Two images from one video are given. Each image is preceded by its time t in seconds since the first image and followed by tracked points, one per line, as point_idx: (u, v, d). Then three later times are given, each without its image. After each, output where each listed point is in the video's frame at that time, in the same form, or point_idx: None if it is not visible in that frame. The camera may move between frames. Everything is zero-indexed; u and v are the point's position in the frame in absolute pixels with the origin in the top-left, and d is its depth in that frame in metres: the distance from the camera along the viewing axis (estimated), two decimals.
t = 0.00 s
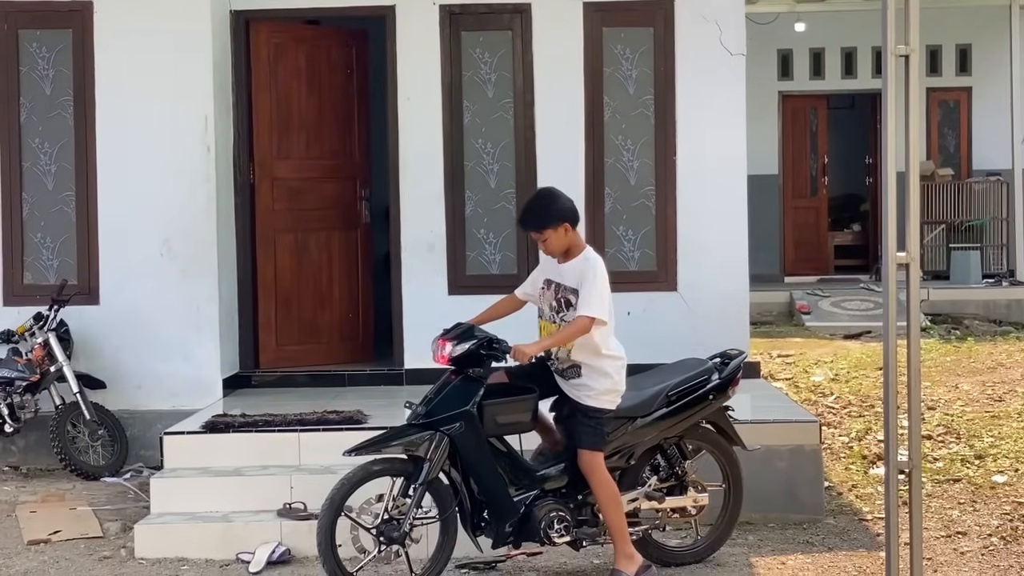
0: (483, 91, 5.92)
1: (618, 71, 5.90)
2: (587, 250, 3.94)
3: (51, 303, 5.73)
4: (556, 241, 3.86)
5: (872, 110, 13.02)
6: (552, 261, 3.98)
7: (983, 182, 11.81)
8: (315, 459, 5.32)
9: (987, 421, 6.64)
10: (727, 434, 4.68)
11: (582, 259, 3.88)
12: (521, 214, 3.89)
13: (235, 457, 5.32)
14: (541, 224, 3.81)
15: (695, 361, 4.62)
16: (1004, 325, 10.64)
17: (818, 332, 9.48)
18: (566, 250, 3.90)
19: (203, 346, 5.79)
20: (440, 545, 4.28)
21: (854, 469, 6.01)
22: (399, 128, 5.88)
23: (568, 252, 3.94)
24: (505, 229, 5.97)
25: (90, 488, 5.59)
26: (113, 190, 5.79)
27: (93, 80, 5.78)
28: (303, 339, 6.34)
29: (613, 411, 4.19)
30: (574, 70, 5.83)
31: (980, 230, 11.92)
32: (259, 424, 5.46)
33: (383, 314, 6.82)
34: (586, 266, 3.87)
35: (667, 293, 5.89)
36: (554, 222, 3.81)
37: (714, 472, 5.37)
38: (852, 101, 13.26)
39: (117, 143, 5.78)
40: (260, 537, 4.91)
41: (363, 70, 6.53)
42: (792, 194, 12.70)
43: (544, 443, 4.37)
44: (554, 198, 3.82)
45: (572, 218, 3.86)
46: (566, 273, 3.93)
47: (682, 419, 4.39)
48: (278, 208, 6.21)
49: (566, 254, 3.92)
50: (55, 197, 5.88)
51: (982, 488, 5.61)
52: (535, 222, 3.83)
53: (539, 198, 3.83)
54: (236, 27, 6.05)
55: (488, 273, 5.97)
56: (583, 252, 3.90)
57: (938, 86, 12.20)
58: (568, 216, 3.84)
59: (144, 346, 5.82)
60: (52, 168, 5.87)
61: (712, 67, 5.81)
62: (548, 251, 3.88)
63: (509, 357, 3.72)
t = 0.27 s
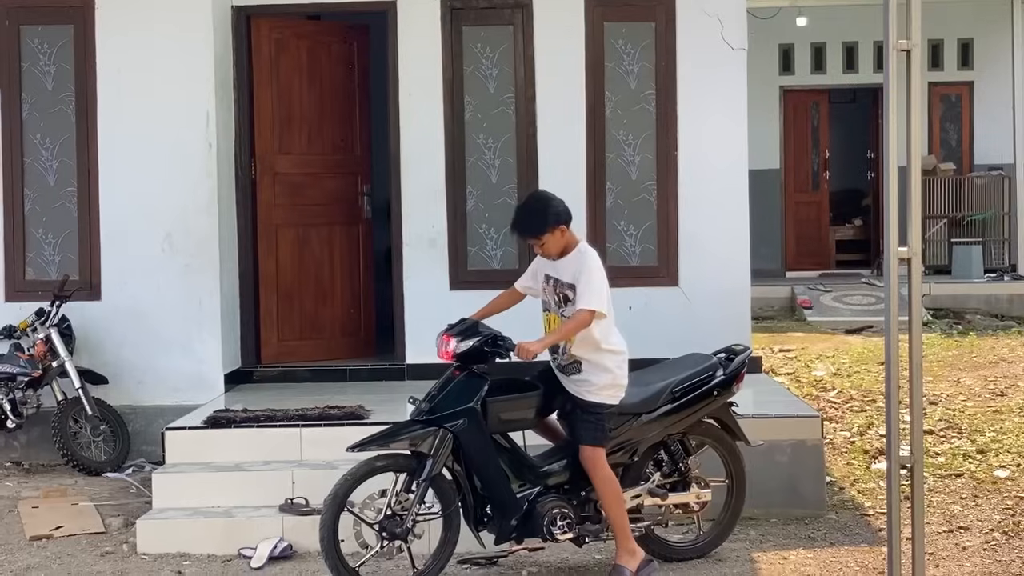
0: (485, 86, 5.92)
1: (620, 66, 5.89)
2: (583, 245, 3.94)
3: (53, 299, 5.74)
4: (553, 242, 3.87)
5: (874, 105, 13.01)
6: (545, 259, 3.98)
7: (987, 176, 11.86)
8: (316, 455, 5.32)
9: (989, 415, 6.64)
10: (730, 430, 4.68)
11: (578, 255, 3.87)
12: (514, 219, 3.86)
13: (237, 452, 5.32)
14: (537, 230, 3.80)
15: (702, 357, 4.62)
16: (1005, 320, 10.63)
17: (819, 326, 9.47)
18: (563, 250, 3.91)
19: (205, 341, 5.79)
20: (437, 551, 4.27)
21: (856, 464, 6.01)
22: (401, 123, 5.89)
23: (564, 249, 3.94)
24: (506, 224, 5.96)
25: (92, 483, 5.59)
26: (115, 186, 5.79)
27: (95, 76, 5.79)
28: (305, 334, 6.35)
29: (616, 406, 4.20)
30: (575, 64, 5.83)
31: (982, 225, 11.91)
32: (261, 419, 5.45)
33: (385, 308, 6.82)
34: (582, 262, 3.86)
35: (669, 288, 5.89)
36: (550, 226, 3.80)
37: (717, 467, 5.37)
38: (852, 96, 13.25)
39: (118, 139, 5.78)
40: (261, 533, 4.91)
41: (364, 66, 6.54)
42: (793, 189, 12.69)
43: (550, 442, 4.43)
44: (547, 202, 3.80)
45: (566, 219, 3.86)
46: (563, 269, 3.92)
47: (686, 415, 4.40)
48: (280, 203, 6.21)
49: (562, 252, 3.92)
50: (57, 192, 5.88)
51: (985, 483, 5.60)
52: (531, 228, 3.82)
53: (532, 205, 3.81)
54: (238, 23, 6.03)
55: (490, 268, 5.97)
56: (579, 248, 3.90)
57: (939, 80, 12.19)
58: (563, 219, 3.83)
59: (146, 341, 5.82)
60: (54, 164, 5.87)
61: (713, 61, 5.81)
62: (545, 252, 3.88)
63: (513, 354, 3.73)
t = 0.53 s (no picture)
0: (487, 89, 6.14)
1: (618, 70, 6.11)
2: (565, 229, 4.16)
3: (72, 295, 5.96)
4: (534, 234, 4.10)
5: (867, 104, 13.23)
6: (529, 251, 4.20)
7: (969, 177, 12.04)
8: (326, 444, 5.54)
9: (974, 406, 6.86)
10: (724, 420, 4.90)
11: (561, 238, 4.10)
12: (494, 219, 4.09)
13: (250, 442, 5.54)
14: (519, 226, 4.02)
15: (696, 348, 4.82)
16: (993, 314, 10.85)
17: (812, 321, 9.69)
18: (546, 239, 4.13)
19: (218, 335, 6.02)
20: (440, 540, 4.49)
21: (845, 453, 6.23)
22: (406, 125, 6.10)
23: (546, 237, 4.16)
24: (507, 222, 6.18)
25: (110, 471, 5.81)
26: (132, 186, 6.01)
27: (112, 80, 6.01)
28: (315, 328, 6.57)
29: (614, 395, 4.41)
30: (574, 68, 6.05)
31: (969, 222, 12.13)
32: (273, 410, 5.67)
33: (391, 303, 7.05)
34: (566, 243, 4.08)
35: (665, 284, 6.11)
36: (530, 220, 4.03)
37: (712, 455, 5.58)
38: (843, 98, 13.47)
39: (135, 140, 6.00)
40: (274, 519, 5.13)
41: (371, 68, 6.77)
42: (783, 188, 12.91)
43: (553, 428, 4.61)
44: (524, 199, 4.03)
45: (542, 211, 4.08)
46: (549, 253, 4.14)
47: (682, 405, 4.62)
48: (290, 202, 6.44)
49: (545, 241, 4.14)
50: (75, 192, 6.10)
51: (969, 471, 5.82)
52: (511, 225, 4.04)
53: (510, 204, 4.03)
54: (250, 28, 6.28)
55: (492, 264, 6.18)
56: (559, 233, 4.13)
57: (925, 84, 12.39)
58: (540, 211, 4.06)
59: (161, 335, 6.05)
60: (72, 164, 6.09)
61: (707, 64, 6.03)
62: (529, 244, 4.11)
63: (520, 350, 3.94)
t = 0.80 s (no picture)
0: (488, 85, 6.16)
1: (618, 66, 6.13)
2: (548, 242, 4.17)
3: (75, 291, 5.99)
4: (516, 251, 4.10)
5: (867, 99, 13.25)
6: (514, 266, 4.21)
7: (969, 172, 12.02)
8: (328, 439, 5.57)
9: (974, 400, 6.89)
10: (725, 416, 4.90)
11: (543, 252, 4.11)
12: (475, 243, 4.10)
13: (252, 437, 5.57)
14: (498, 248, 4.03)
15: (695, 346, 4.84)
16: (992, 309, 10.87)
17: (812, 315, 9.71)
18: (528, 255, 4.14)
19: (220, 331, 6.04)
20: (441, 538, 4.54)
21: (845, 447, 6.25)
22: (408, 121, 6.12)
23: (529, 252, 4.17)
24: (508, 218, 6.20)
25: (113, 467, 5.84)
26: (135, 182, 6.04)
27: (114, 77, 6.03)
28: (316, 324, 6.60)
29: (613, 392, 4.43)
30: (576, 63, 6.07)
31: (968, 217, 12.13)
32: (275, 406, 5.70)
33: (393, 298, 7.06)
34: (548, 258, 4.09)
35: (666, 279, 6.13)
36: (509, 239, 4.03)
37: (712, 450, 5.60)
38: (844, 93, 13.51)
39: (137, 137, 6.02)
40: (276, 514, 5.15)
41: (372, 66, 6.79)
42: (784, 183, 12.92)
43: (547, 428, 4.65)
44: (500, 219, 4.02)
45: (521, 227, 4.08)
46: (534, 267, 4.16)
47: (683, 401, 4.64)
48: (291, 198, 6.46)
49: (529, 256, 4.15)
50: (78, 188, 6.13)
51: (968, 465, 5.85)
52: (491, 247, 4.05)
53: (487, 226, 4.03)
54: (251, 25, 6.28)
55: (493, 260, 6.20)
56: (541, 247, 4.13)
57: (925, 79, 12.39)
58: (515, 228, 4.05)
59: (164, 331, 6.08)
60: (75, 161, 6.11)
61: (707, 60, 6.05)
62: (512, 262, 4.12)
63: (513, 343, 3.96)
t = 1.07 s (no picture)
0: (489, 80, 6.16)
1: (619, 61, 6.13)
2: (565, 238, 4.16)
3: (76, 286, 5.99)
4: (531, 242, 4.07)
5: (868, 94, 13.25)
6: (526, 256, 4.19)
7: (971, 166, 12.02)
8: (329, 434, 5.57)
9: (975, 394, 6.89)
10: (725, 410, 4.91)
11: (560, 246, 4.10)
12: (491, 228, 4.05)
13: (253, 433, 5.57)
14: (515, 237, 3.99)
15: (696, 341, 4.85)
16: (994, 303, 10.86)
17: (813, 310, 9.71)
18: (544, 246, 4.12)
19: (222, 326, 6.05)
20: (443, 530, 4.55)
21: (846, 441, 6.26)
22: (409, 116, 6.12)
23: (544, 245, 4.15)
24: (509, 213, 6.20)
25: (115, 462, 5.85)
26: (136, 177, 6.04)
27: (116, 72, 6.03)
28: (318, 319, 6.60)
29: (614, 387, 4.43)
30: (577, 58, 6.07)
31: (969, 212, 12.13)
32: (276, 401, 5.70)
33: (394, 293, 7.05)
34: (566, 253, 4.09)
35: (667, 274, 6.14)
36: (526, 229, 4.00)
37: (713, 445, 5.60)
38: (846, 88, 13.53)
39: (139, 132, 6.02)
40: (277, 509, 5.16)
41: (374, 61, 6.79)
42: (786, 178, 12.89)
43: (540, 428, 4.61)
44: (520, 208, 3.98)
45: (538, 218, 4.05)
46: (547, 260, 4.15)
47: (683, 395, 4.63)
48: (293, 193, 6.46)
49: (543, 247, 4.13)
50: (79, 183, 6.13)
51: (970, 459, 5.85)
52: (508, 234, 4.01)
53: (505, 213, 3.99)
54: (252, 20, 6.28)
55: (495, 255, 6.21)
56: (559, 241, 4.12)
57: (927, 73, 12.44)
58: (536, 218, 4.02)
59: (165, 327, 6.08)
60: (76, 156, 6.12)
61: (708, 55, 6.05)
62: (526, 252, 4.09)
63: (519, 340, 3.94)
